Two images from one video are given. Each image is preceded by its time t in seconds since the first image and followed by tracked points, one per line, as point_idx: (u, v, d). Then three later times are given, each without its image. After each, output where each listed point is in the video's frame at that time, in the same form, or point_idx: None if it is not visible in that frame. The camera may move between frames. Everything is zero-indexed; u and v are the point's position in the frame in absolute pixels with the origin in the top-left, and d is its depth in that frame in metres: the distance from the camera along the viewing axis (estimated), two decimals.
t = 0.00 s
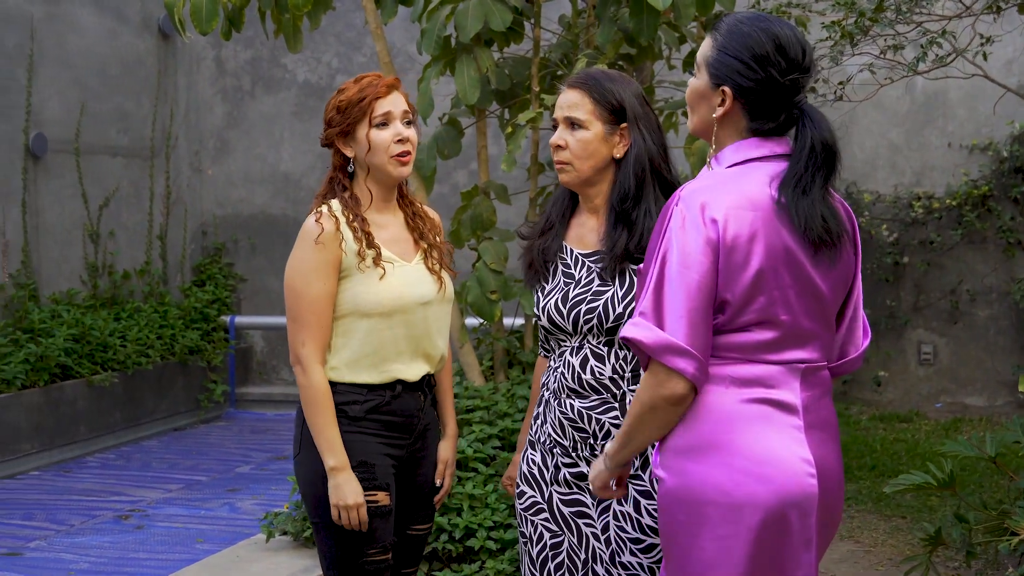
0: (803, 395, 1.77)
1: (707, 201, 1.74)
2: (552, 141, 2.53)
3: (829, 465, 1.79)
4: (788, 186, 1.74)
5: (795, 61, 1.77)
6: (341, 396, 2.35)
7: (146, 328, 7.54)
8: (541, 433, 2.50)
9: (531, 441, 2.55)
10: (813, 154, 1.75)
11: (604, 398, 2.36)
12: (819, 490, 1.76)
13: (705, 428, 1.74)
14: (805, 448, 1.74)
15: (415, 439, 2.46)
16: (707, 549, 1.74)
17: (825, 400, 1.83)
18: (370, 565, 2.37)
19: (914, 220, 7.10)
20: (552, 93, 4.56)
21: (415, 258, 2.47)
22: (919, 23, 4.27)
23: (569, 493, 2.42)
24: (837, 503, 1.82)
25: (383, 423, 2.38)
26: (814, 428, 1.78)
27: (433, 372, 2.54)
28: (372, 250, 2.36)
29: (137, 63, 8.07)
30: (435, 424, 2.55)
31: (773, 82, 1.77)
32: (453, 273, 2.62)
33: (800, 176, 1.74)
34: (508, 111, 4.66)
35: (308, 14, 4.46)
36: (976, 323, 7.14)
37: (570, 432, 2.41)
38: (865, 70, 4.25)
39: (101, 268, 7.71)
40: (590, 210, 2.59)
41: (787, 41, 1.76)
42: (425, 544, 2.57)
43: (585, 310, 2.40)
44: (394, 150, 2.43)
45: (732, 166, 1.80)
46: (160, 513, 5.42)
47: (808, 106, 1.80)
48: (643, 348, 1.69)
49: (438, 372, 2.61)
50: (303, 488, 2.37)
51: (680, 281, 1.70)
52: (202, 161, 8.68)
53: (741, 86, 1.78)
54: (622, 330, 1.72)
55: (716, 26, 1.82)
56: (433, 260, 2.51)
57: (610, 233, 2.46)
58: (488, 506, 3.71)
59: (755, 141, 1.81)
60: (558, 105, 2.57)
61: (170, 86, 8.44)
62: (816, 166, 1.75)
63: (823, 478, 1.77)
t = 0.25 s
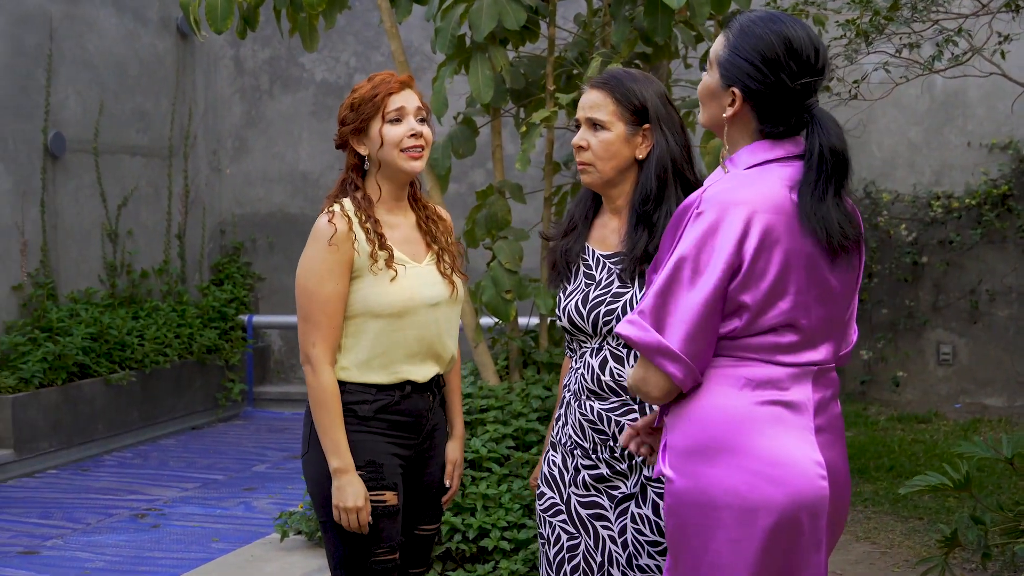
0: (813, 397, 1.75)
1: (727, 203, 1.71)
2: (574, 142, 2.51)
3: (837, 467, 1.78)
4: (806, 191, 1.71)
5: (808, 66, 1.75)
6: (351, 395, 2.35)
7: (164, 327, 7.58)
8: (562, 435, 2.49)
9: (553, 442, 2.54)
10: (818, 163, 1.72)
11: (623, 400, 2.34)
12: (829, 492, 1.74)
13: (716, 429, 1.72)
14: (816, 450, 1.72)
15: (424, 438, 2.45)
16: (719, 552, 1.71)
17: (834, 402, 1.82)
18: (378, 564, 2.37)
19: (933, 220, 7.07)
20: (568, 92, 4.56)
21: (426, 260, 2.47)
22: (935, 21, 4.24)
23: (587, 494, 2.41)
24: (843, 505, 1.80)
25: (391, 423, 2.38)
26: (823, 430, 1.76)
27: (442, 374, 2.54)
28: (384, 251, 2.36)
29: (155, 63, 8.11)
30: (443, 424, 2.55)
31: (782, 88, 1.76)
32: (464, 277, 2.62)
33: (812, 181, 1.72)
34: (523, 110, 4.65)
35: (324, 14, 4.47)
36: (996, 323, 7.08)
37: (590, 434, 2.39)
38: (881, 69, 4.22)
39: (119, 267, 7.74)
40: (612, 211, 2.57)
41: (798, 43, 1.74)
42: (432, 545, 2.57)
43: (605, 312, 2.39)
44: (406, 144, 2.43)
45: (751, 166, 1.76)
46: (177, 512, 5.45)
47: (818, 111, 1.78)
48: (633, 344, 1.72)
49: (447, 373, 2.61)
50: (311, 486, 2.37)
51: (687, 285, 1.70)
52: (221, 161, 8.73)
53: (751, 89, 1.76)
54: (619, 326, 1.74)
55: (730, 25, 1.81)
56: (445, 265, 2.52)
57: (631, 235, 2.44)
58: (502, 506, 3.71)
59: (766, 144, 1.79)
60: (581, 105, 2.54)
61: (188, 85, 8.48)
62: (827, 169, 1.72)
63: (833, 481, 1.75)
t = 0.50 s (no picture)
0: (820, 402, 1.72)
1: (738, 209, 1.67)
2: (594, 146, 2.48)
3: (840, 472, 1.74)
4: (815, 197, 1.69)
5: (817, 75, 1.71)
6: (358, 397, 2.35)
7: (179, 329, 7.61)
8: (579, 438, 2.48)
9: (569, 446, 2.53)
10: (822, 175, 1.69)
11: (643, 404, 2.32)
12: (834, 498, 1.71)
13: (721, 432, 1.69)
14: (820, 455, 1.68)
15: (431, 441, 2.45)
16: (720, 556, 1.68)
17: (841, 406, 1.78)
18: (384, 566, 2.37)
19: (948, 222, 7.01)
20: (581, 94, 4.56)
21: (431, 261, 2.47)
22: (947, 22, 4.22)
23: (604, 498, 2.39)
24: (844, 509, 1.76)
25: (398, 426, 2.38)
26: (828, 435, 1.72)
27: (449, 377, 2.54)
28: (388, 253, 2.36)
29: (171, 65, 8.15)
30: (452, 427, 2.55)
31: (789, 98, 1.72)
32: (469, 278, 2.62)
33: (812, 190, 1.69)
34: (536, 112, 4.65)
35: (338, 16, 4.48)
36: (1012, 325, 7.04)
37: (609, 438, 2.37)
38: (893, 70, 4.20)
39: (135, 269, 7.77)
40: (632, 215, 2.54)
41: (805, 50, 1.70)
42: (440, 548, 2.57)
43: (626, 316, 2.37)
44: (412, 149, 2.43)
45: (760, 172, 1.73)
46: (190, 513, 5.46)
47: (825, 121, 1.75)
48: (645, 351, 1.69)
49: (454, 374, 2.60)
50: (318, 487, 2.38)
51: (697, 292, 1.66)
52: (236, 162, 8.76)
53: (757, 96, 1.72)
54: (631, 332, 1.70)
55: (741, 29, 1.76)
56: (449, 265, 2.50)
57: (653, 239, 2.42)
58: (512, 509, 3.71)
59: (775, 152, 1.75)
60: (600, 108, 2.51)
61: (204, 87, 8.52)
62: (828, 173, 1.69)
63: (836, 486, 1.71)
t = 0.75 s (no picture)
0: (813, 400, 1.72)
1: (723, 205, 1.68)
2: (607, 147, 2.48)
3: (839, 471, 1.73)
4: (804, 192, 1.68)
5: (813, 75, 1.72)
6: (360, 397, 2.36)
7: (191, 328, 7.64)
8: (588, 438, 2.44)
9: (578, 446, 2.49)
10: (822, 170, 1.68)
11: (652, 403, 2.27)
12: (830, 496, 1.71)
13: (712, 433, 1.70)
14: (814, 454, 1.68)
15: (435, 441, 2.46)
16: (714, 556, 1.69)
17: (838, 404, 1.78)
18: (387, 566, 2.38)
19: (960, 221, 6.98)
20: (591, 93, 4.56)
21: (434, 261, 2.47)
22: (957, 22, 4.20)
23: (611, 498, 2.35)
24: (848, 510, 1.76)
25: (401, 426, 2.38)
26: (825, 434, 1.72)
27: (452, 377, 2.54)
28: (390, 252, 2.36)
29: (183, 65, 8.18)
30: (456, 427, 2.55)
31: (787, 98, 1.72)
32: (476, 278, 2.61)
33: (807, 188, 1.68)
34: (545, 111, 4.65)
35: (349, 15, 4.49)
36: None
37: (617, 437, 2.33)
38: (901, 70, 4.18)
39: (148, 268, 7.81)
40: (643, 215, 2.52)
41: (801, 49, 1.70)
42: (445, 548, 2.57)
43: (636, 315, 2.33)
44: (414, 150, 2.44)
45: (748, 169, 1.74)
46: (201, 512, 5.49)
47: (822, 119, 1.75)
48: (633, 349, 1.68)
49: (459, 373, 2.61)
50: (322, 487, 2.39)
51: (684, 290, 1.66)
52: (249, 162, 8.78)
53: (754, 96, 1.73)
54: (619, 330, 1.70)
55: (736, 28, 1.77)
56: (453, 264, 2.50)
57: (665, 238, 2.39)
58: (521, 508, 3.71)
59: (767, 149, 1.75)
60: (613, 109, 2.50)
61: (216, 87, 8.54)
62: (827, 171, 1.68)
63: (833, 485, 1.71)
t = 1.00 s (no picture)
0: (806, 403, 1.70)
1: (711, 209, 1.66)
2: (612, 149, 2.48)
3: (832, 474, 1.72)
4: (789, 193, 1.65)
5: (800, 68, 1.69)
6: (360, 399, 2.36)
7: (203, 328, 7.67)
8: (589, 439, 2.42)
9: (580, 447, 2.47)
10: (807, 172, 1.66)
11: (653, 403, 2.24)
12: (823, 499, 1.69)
13: (703, 436, 1.68)
14: (807, 458, 1.67)
15: (436, 443, 2.47)
16: (706, 559, 1.68)
17: (833, 408, 1.76)
18: (388, 567, 2.38)
19: (972, 222, 6.96)
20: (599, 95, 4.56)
21: (437, 261, 2.48)
22: (965, 23, 4.20)
23: (612, 499, 2.32)
24: (841, 512, 1.75)
25: (401, 427, 2.39)
26: (818, 437, 1.71)
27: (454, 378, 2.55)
28: (392, 251, 2.37)
29: (195, 66, 8.21)
30: (458, 428, 2.56)
31: (774, 91, 1.69)
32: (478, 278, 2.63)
33: (793, 192, 1.65)
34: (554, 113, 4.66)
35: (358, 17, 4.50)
36: None
37: (617, 438, 2.30)
38: (909, 71, 4.18)
39: (159, 269, 7.83)
40: (647, 217, 2.52)
41: (788, 46, 1.68)
42: (446, 549, 2.58)
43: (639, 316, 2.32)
44: (417, 153, 2.45)
45: (738, 174, 1.72)
46: (211, 512, 5.51)
47: (812, 113, 1.72)
48: (622, 354, 1.66)
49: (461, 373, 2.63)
50: (322, 488, 2.39)
51: (671, 295, 1.64)
52: (261, 163, 8.82)
53: (743, 93, 1.70)
54: (607, 335, 1.68)
55: (723, 29, 1.75)
56: (456, 265, 2.52)
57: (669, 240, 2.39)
58: (528, 509, 3.71)
59: (750, 152, 1.73)
60: (619, 112, 2.51)
61: (228, 89, 8.57)
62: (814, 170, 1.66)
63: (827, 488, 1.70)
